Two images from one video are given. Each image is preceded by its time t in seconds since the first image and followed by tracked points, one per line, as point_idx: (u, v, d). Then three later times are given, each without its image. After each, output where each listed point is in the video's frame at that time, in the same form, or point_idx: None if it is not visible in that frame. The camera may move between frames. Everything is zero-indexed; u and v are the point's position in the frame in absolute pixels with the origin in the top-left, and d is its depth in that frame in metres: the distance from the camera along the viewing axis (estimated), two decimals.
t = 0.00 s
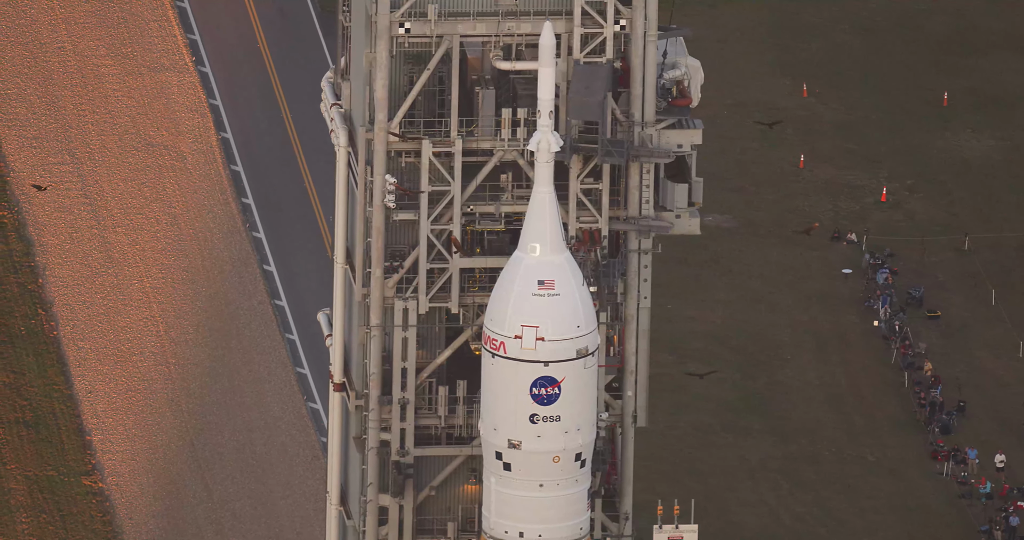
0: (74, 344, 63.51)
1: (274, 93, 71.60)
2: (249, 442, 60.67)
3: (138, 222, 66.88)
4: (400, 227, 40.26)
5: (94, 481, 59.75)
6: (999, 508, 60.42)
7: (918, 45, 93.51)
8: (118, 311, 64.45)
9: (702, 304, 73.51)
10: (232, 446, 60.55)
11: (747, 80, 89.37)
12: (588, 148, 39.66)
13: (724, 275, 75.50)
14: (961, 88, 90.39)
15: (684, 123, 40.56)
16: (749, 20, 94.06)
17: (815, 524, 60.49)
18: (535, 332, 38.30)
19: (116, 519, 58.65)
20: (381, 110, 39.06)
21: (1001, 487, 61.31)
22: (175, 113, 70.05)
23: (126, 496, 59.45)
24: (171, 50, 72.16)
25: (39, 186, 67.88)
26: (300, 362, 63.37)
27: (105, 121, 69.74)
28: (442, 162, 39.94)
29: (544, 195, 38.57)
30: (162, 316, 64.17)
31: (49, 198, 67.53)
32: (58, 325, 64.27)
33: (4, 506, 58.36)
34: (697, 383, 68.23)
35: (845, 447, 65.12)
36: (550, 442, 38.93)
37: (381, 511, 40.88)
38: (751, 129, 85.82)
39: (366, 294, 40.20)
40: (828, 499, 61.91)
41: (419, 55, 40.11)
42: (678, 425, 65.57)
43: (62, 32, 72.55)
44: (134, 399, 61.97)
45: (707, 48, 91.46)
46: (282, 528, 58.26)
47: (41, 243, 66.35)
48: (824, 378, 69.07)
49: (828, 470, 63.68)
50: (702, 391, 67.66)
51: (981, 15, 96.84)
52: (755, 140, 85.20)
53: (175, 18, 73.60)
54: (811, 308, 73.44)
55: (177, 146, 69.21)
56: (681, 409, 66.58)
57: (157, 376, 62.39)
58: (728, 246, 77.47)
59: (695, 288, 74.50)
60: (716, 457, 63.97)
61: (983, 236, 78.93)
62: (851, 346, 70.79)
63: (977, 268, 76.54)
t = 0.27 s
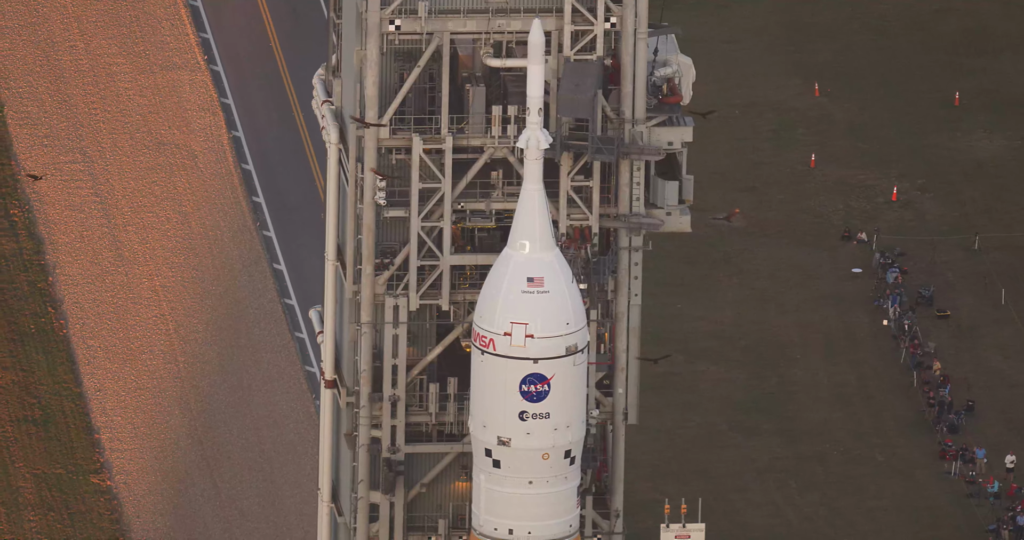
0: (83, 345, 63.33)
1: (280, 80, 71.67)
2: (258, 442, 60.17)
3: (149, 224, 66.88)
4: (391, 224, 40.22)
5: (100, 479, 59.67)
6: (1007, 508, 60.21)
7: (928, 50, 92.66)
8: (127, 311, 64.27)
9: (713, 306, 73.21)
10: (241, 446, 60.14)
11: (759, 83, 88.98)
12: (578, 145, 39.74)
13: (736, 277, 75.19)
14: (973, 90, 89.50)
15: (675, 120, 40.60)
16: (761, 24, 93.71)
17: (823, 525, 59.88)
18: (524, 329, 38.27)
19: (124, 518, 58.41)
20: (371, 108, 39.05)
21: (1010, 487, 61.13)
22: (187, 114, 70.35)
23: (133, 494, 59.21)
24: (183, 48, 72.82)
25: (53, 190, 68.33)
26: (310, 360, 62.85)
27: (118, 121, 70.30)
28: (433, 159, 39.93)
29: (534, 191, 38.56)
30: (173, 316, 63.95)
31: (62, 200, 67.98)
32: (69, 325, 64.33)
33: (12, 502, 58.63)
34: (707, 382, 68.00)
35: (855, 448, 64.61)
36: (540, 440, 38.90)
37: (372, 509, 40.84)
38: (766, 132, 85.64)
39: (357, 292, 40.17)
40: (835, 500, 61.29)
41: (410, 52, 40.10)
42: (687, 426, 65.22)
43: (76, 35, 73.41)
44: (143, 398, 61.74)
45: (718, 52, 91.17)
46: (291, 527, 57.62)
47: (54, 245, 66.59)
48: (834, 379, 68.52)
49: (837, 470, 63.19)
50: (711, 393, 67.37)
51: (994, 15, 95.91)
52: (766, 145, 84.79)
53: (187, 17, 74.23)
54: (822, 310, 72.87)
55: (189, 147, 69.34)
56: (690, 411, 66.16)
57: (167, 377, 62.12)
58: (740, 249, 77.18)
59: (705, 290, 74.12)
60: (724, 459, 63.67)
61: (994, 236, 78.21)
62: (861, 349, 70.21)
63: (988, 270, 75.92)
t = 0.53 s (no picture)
0: (105, 342, 61.16)
1: (302, 73, 68.92)
2: (277, 441, 58.19)
3: (180, 247, 63.76)
4: (392, 221, 40.24)
5: (120, 477, 57.29)
6: None
7: (948, 50, 91.72)
8: (148, 308, 62.24)
9: (733, 304, 71.05)
10: (261, 445, 58.08)
11: (780, 81, 87.76)
12: (580, 142, 39.73)
13: (755, 274, 73.09)
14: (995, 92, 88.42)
15: (677, 118, 40.56)
16: (782, 21, 92.49)
17: (842, 523, 58.33)
18: (524, 326, 38.29)
19: (143, 516, 56.20)
20: (373, 105, 39.06)
21: None
22: (210, 113, 67.71)
23: (153, 492, 57.06)
24: (208, 45, 69.94)
25: (70, 183, 65.86)
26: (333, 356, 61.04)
27: (139, 118, 67.63)
28: (435, 156, 39.93)
29: (534, 188, 38.57)
30: (192, 315, 61.78)
31: (80, 193, 65.53)
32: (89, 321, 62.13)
33: (29, 499, 56.20)
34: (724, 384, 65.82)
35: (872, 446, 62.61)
36: (540, 436, 38.92)
37: (374, 505, 40.93)
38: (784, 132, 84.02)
39: (359, 288, 40.22)
40: (852, 498, 59.68)
41: (412, 49, 40.07)
42: (704, 427, 63.12)
43: (100, 34, 70.37)
44: (164, 397, 59.65)
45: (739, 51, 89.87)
46: (310, 525, 55.85)
47: (73, 238, 64.40)
48: (853, 377, 66.54)
49: (854, 468, 61.36)
50: (729, 393, 65.29)
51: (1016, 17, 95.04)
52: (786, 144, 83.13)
53: (211, 17, 71.09)
54: (842, 309, 70.78)
55: (210, 145, 66.86)
56: (708, 413, 63.92)
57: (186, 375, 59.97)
58: (759, 247, 75.02)
59: (725, 287, 72.04)
60: (741, 459, 61.49)
61: (1016, 235, 76.73)
62: (881, 345, 68.27)
63: (1010, 269, 73.86)
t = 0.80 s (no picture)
0: (132, 344, 61.32)
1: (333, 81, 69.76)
2: (302, 445, 58.43)
3: (209, 254, 63.88)
4: (402, 223, 40.23)
5: (146, 480, 57.67)
6: None
7: (980, 58, 91.45)
8: (175, 310, 62.59)
9: (761, 309, 70.94)
10: (286, 449, 58.40)
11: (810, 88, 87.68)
12: (589, 145, 39.67)
13: (783, 280, 73.06)
14: None
15: (686, 121, 40.46)
16: (813, 28, 92.41)
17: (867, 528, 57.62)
18: (532, 328, 38.21)
19: (169, 520, 56.66)
20: (382, 108, 39.09)
21: None
22: (240, 119, 68.03)
23: (179, 495, 57.44)
24: (237, 50, 70.52)
25: (100, 188, 65.89)
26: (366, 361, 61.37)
27: (171, 124, 67.56)
28: (444, 158, 39.89)
29: (542, 191, 38.56)
30: (220, 320, 62.00)
31: (109, 197, 65.64)
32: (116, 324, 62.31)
33: (59, 504, 56.67)
34: (752, 387, 65.59)
35: (899, 451, 62.12)
36: (548, 439, 38.86)
37: (383, 508, 40.91)
38: (815, 137, 84.17)
39: (368, 291, 40.19)
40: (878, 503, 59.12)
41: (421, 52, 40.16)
42: (730, 431, 62.91)
43: (128, 36, 70.00)
44: (189, 399, 59.94)
45: (768, 60, 89.90)
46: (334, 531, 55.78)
47: (102, 241, 64.52)
48: (880, 382, 66.10)
49: (881, 474, 60.85)
50: (755, 396, 65.05)
51: None
52: (816, 150, 83.10)
53: (242, 22, 71.86)
54: (871, 312, 70.61)
55: (239, 148, 67.21)
56: (734, 416, 63.74)
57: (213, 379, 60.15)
58: (787, 253, 75.04)
59: (753, 293, 71.90)
60: (766, 463, 61.22)
61: None
62: (908, 351, 67.89)
63: None
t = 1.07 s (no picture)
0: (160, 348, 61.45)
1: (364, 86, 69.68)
2: (331, 449, 58.50)
3: (239, 260, 64.10)
4: (412, 226, 40.23)
5: (172, 484, 57.57)
6: None
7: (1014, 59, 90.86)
8: (204, 316, 62.63)
9: (790, 314, 70.49)
10: (315, 451, 58.42)
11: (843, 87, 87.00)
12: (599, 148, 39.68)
13: (812, 284, 72.64)
14: None
15: (695, 125, 40.52)
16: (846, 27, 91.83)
17: None
18: (540, 332, 38.26)
19: (196, 524, 56.53)
20: (391, 112, 39.14)
21: None
22: (272, 129, 68.28)
23: (206, 499, 57.34)
24: (269, 57, 70.49)
25: (131, 194, 66.26)
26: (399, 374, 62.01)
27: (202, 127, 68.13)
28: (453, 161, 39.88)
29: (550, 194, 38.58)
30: (248, 323, 62.04)
31: (140, 205, 65.95)
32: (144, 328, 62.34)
33: (83, 506, 56.61)
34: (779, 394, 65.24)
35: (926, 458, 61.64)
36: (556, 442, 38.87)
37: (393, 511, 40.88)
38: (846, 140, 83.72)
39: (378, 294, 40.19)
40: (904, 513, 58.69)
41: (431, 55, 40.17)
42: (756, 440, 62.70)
43: (162, 43, 70.51)
44: (216, 405, 59.94)
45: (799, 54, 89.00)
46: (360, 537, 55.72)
47: (133, 246, 64.78)
48: (909, 388, 65.65)
49: (909, 481, 60.53)
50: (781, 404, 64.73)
51: None
52: (846, 153, 82.59)
53: (273, 25, 71.71)
54: (900, 317, 70.18)
55: (272, 155, 67.60)
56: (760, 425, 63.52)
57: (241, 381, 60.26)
58: (817, 258, 74.58)
59: (782, 298, 71.50)
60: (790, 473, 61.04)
61: None
62: (936, 357, 67.47)
63: None
